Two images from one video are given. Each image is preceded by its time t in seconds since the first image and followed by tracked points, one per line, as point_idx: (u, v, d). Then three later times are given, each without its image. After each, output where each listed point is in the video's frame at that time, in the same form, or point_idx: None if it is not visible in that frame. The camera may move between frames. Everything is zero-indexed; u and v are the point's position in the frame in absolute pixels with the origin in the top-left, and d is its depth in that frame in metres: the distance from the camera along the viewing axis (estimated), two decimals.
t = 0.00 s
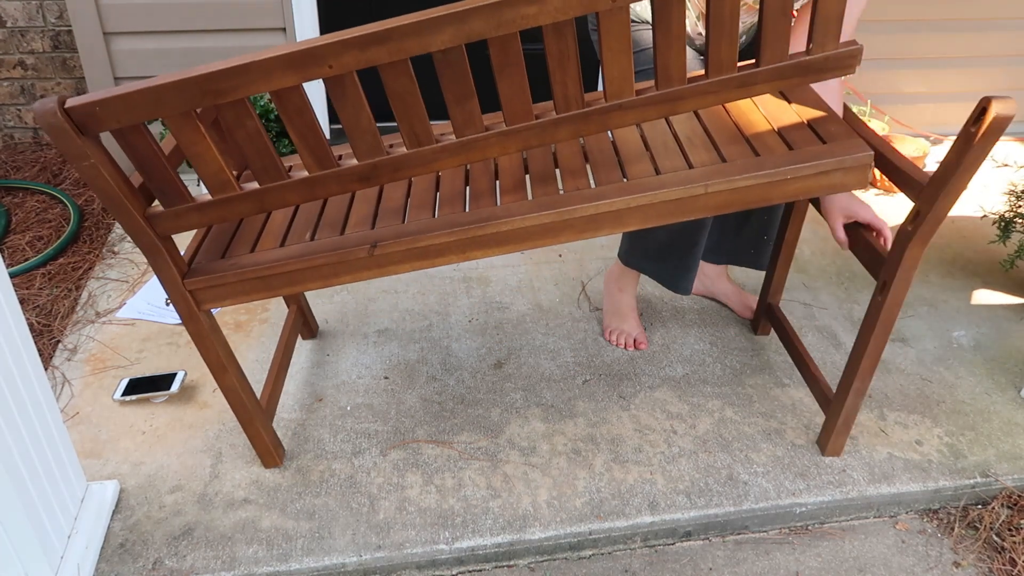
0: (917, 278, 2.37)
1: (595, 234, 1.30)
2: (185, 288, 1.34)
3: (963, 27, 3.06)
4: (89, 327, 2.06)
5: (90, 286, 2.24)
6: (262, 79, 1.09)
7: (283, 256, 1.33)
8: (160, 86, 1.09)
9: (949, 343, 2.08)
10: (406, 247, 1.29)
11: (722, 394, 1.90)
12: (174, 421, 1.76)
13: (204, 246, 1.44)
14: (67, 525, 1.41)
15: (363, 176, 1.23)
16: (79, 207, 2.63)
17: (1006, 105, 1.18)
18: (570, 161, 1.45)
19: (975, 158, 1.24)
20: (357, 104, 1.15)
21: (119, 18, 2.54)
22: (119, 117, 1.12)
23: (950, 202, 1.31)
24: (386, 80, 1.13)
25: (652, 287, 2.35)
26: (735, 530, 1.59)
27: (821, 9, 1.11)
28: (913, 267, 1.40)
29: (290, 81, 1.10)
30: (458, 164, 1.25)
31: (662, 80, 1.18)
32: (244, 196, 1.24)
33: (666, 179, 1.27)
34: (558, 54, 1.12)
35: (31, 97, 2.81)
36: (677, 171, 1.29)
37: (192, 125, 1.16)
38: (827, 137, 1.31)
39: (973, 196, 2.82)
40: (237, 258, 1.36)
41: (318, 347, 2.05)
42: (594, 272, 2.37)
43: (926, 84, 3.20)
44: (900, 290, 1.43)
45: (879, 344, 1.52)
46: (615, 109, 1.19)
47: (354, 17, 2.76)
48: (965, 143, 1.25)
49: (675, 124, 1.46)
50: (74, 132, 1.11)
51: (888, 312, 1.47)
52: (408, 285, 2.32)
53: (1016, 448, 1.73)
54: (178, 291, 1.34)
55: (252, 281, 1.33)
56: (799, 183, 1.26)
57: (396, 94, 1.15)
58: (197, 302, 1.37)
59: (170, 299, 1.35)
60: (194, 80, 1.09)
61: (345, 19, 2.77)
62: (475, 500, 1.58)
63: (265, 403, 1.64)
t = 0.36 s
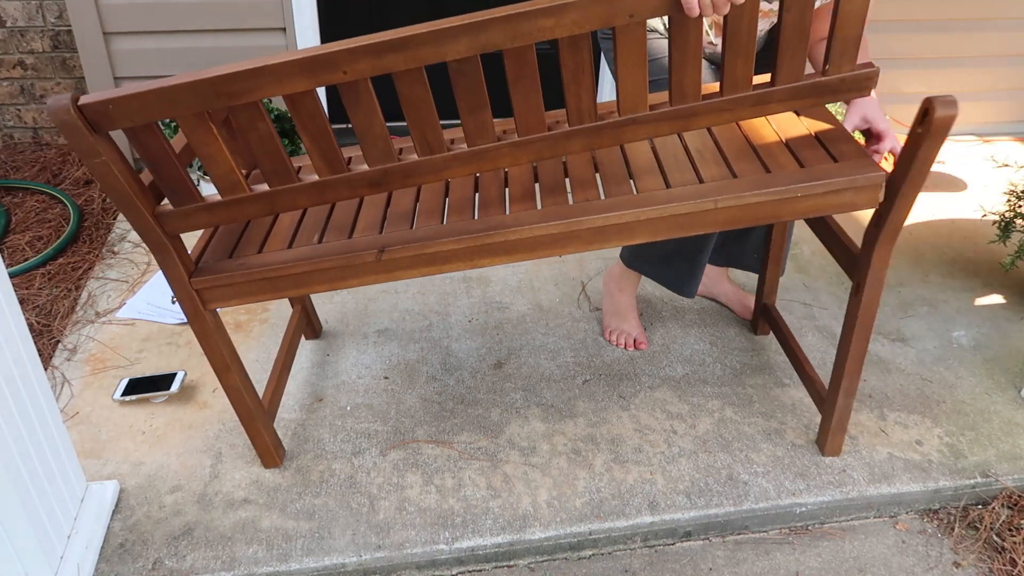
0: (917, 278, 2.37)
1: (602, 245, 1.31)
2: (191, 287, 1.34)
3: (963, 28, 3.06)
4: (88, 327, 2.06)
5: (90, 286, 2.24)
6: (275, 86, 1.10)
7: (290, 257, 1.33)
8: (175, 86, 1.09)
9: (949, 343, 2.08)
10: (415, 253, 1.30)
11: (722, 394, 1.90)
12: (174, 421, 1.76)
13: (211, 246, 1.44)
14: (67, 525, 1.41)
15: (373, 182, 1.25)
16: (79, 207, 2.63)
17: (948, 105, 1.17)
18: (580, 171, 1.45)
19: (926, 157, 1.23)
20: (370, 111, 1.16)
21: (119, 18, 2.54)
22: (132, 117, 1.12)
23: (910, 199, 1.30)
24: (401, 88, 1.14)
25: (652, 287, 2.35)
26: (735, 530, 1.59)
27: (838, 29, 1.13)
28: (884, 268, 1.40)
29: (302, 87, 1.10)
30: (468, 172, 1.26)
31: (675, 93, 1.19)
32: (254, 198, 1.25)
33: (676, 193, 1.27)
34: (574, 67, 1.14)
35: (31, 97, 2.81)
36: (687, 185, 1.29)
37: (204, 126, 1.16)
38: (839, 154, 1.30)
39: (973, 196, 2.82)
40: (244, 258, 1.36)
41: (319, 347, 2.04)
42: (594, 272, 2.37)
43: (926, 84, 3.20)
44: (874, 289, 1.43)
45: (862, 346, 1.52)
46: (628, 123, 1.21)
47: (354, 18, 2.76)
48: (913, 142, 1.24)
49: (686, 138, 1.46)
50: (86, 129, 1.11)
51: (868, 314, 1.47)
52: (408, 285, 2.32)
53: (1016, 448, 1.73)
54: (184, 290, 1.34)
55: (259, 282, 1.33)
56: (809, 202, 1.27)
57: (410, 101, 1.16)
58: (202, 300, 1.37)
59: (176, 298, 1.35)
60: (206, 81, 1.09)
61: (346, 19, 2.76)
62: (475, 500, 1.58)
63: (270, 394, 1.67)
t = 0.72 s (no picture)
0: (916, 278, 2.37)
1: (625, 279, 1.39)
2: (216, 284, 1.35)
3: (964, 27, 3.06)
4: (89, 327, 2.06)
5: (90, 286, 2.24)
6: (298, 98, 1.10)
7: (323, 264, 1.36)
8: (225, 88, 1.09)
9: (949, 343, 2.08)
10: (446, 272, 1.35)
11: (722, 394, 1.90)
12: (174, 421, 1.76)
13: (235, 245, 1.45)
14: (67, 525, 1.41)
15: (410, 195, 1.26)
16: (79, 207, 2.63)
17: (984, 103, 1.17)
18: (606, 205, 1.52)
19: (956, 156, 1.24)
20: (416, 127, 1.18)
21: (120, 18, 2.54)
22: (180, 115, 1.11)
23: (933, 199, 1.31)
24: (449, 107, 1.16)
25: (652, 286, 2.35)
26: (735, 530, 1.59)
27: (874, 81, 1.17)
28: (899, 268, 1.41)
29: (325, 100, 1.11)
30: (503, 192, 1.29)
31: (713, 131, 1.23)
32: (291, 203, 1.26)
33: (702, 237, 1.36)
34: (619, 100, 1.17)
35: (32, 97, 2.81)
36: (711, 230, 1.37)
37: (249, 129, 1.16)
38: (855, 213, 1.40)
39: (973, 196, 2.82)
40: (271, 261, 1.39)
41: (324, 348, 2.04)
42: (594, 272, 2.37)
43: (926, 84, 3.20)
44: (891, 286, 1.43)
45: (870, 341, 1.52)
46: (664, 156, 1.24)
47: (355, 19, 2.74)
48: (944, 139, 1.24)
49: (708, 181, 1.55)
50: (133, 125, 1.10)
51: (877, 319, 1.49)
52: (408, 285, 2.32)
53: (1016, 448, 1.73)
54: (209, 288, 1.35)
55: (287, 286, 1.36)
56: (824, 255, 1.36)
57: (456, 118, 1.18)
58: (226, 300, 1.38)
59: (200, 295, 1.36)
60: (258, 87, 1.09)
61: (347, 18, 2.70)
62: (475, 500, 1.58)
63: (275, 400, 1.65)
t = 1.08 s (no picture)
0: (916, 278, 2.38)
1: (643, 298, 1.45)
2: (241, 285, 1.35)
3: (963, 27, 3.05)
4: (88, 327, 2.06)
5: (90, 286, 2.24)
6: (318, 109, 1.12)
7: (349, 271, 1.38)
8: (282, 95, 1.10)
9: (949, 343, 2.08)
10: (470, 285, 1.40)
11: (722, 394, 1.90)
12: (173, 421, 1.76)
13: (256, 246, 1.45)
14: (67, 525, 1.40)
15: (444, 214, 1.31)
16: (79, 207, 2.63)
17: None
18: (623, 228, 1.57)
19: (996, 157, 1.24)
20: (462, 151, 1.22)
21: (120, 18, 2.53)
22: (232, 117, 1.11)
23: (968, 201, 1.31)
24: (498, 137, 1.21)
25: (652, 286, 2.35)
26: (735, 530, 1.59)
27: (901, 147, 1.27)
28: (922, 267, 1.41)
29: (347, 116, 1.13)
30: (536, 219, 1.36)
31: (744, 180, 1.32)
32: (326, 211, 1.28)
33: (716, 262, 1.43)
34: (661, 141, 1.25)
35: (31, 97, 2.80)
36: (726, 256, 1.45)
37: (298, 137, 1.17)
38: (855, 249, 1.50)
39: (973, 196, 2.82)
40: (296, 264, 1.40)
41: (318, 347, 2.03)
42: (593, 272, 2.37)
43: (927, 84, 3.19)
44: (909, 291, 1.44)
45: (883, 346, 1.52)
46: (693, 199, 1.33)
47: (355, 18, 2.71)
48: (985, 142, 1.24)
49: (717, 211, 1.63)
50: (184, 123, 1.10)
51: (892, 324, 1.50)
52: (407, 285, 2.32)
53: (1016, 448, 1.74)
54: (233, 288, 1.35)
55: (312, 289, 1.38)
56: (829, 285, 1.45)
57: (502, 146, 1.23)
58: (247, 300, 1.38)
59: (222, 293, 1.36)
60: (314, 101, 1.11)
61: (347, 18, 2.68)
62: (475, 500, 1.58)
63: (282, 393, 1.64)
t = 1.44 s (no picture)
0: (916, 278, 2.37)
1: (642, 303, 1.45)
2: (241, 284, 1.35)
3: (964, 28, 3.06)
4: (88, 327, 2.06)
5: (90, 286, 2.24)
6: (316, 107, 1.12)
7: (349, 271, 1.38)
8: (280, 94, 1.09)
9: (949, 343, 2.08)
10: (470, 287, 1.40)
11: (722, 394, 1.90)
12: (174, 421, 1.76)
13: (257, 247, 1.46)
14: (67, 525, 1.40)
15: (444, 212, 1.31)
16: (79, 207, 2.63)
17: None
18: (623, 232, 1.57)
19: (996, 156, 1.24)
20: (461, 147, 1.22)
21: (120, 18, 2.53)
22: (232, 117, 1.11)
23: (968, 199, 1.31)
24: (496, 132, 1.21)
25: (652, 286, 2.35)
26: (735, 530, 1.59)
27: (896, 139, 1.28)
28: (923, 268, 1.41)
29: (345, 115, 1.13)
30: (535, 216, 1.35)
31: (741, 173, 1.32)
32: (326, 209, 1.28)
33: (715, 268, 1.43)
34: (658, 135, 1.25)
35: (32, 97, 2.80)
36: (724, 262, 1.45)
37: (297, 136, 1.17)
38: (854, 258, 1.50)
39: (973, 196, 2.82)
40: (296, 265, 1.40)
41: (318, 347, 2.04)
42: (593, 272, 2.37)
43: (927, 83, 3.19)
44: (910, 290, 1.44)
45: (885, 346, 1.53)
46: (692, 193, 1.33)
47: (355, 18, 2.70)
48: (986, 141, 1.25)
49: (717, 216, 1.63)
50: (183, 122, 1.10)
51: (893, 326, 1.50)
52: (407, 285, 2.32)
53: (1016, 448, 1.74)
54: (233, 288, 1.35)
55: (311, 289, 1.38)
56: (828, 292, 1.45)
57: (500, 142, 1.23)
58: (247, 299, 1.38)
59: (222, 293, 1.35)
60: (313, 98, 1.10)
61: (347, 18, 2.67)
62: (475, 500, 1.58)
63: (281, 395, 1.64)
